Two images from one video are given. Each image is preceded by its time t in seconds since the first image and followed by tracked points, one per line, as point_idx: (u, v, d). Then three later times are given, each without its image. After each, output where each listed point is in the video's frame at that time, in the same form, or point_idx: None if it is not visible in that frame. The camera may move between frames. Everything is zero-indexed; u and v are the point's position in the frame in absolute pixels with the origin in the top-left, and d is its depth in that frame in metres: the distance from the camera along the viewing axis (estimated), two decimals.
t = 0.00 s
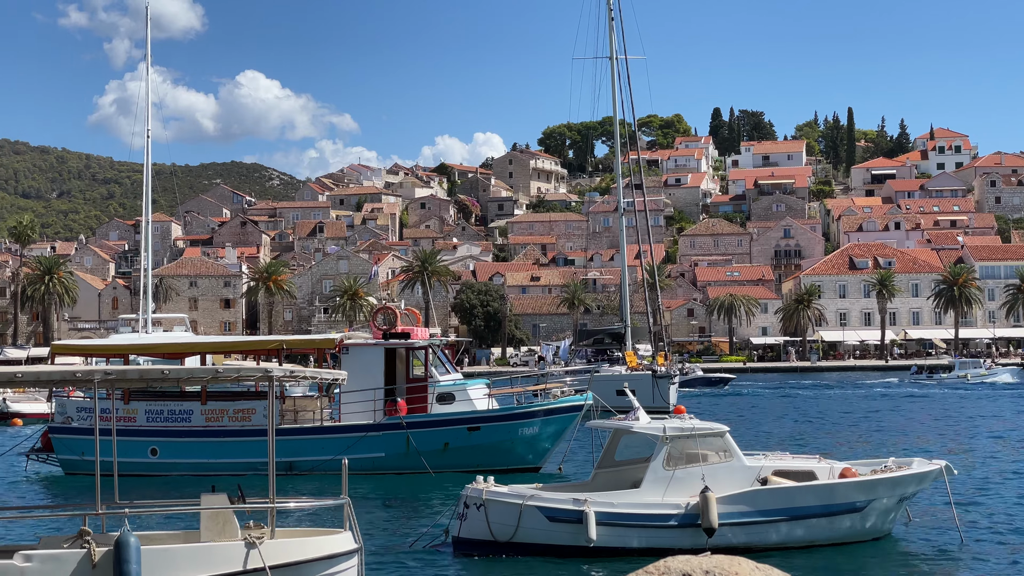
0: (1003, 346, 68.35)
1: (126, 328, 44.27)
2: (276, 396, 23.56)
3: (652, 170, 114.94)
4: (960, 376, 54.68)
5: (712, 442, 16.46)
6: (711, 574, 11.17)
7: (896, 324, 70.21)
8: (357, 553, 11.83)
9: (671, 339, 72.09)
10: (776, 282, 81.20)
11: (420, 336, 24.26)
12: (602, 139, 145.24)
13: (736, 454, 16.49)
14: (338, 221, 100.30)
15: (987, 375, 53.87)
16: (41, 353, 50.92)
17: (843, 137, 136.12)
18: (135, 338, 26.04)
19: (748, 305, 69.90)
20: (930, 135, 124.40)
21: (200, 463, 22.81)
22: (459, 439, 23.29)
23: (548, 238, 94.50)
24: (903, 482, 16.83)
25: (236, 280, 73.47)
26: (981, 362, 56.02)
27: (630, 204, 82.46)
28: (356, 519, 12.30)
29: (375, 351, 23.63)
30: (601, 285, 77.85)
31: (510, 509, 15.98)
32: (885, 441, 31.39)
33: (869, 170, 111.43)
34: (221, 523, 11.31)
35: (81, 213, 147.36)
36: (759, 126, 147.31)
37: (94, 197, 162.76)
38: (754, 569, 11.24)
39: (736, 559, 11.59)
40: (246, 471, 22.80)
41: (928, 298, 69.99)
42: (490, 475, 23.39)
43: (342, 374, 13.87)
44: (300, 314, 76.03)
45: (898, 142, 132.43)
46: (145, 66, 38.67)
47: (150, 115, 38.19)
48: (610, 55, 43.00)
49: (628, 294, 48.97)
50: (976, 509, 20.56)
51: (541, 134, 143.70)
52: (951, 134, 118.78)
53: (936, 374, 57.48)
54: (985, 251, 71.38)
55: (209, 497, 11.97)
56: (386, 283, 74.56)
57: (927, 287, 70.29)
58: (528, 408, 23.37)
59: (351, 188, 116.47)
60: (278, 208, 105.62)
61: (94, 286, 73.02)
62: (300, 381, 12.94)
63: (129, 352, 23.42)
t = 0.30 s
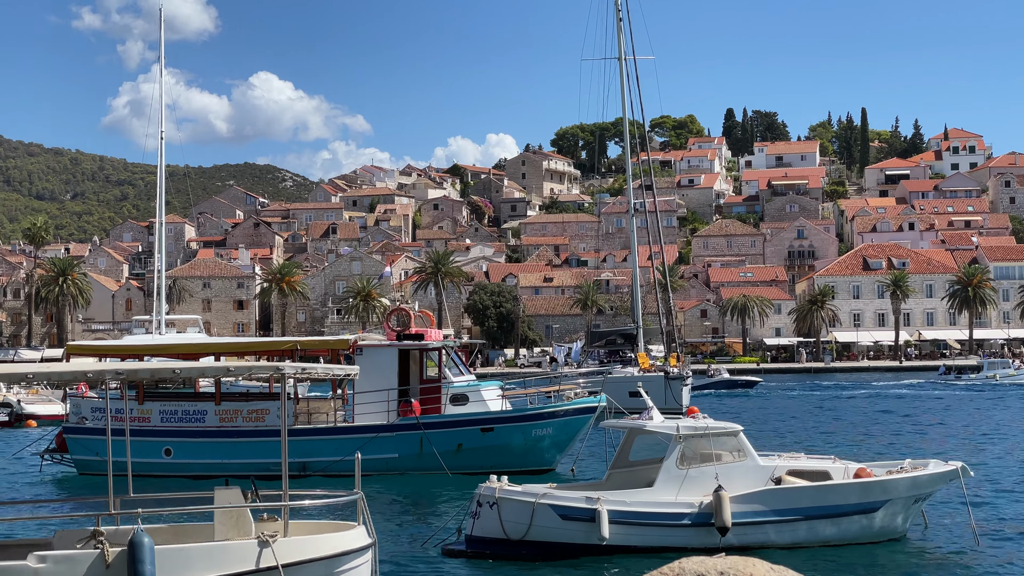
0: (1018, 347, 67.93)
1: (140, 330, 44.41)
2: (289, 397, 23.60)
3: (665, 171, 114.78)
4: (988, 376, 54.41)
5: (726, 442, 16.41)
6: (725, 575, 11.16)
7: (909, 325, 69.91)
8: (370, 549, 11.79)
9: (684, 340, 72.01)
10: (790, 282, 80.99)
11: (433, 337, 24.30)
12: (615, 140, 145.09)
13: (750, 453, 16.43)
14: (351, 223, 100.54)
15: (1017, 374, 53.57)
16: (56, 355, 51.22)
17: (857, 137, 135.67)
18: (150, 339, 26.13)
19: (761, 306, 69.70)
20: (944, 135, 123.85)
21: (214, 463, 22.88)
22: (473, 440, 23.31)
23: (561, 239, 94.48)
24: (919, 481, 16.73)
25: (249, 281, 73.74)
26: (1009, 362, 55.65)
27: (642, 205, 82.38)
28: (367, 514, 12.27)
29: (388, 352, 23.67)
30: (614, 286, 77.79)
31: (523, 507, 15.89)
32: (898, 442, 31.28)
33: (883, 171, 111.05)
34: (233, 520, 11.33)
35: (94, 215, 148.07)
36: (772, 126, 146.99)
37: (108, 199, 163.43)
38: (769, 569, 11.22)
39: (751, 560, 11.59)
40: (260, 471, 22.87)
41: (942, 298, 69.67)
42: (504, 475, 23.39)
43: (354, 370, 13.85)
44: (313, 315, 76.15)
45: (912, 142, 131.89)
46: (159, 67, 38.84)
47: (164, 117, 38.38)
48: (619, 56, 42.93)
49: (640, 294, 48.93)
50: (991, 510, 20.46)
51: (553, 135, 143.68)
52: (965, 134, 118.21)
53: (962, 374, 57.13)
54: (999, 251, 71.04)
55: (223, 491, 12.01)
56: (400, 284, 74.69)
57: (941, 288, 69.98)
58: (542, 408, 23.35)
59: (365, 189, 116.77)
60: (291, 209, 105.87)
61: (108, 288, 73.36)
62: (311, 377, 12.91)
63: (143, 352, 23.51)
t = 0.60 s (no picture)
0: None
1: (154, 331, 44.65)
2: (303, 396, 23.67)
3: (678, 171, 114.60)
4: None
5: (740, 440, 16.39)
6: None
7: (924, 325, 69.63)
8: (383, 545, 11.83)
9: (697, 340, 71.93)
10: (803, 282, 80.74)
11: (447, 337, 24.34)
12: (628, 139, 144.92)
13: (763, 452, 16.43)
14: (364, 223, 100.82)
15: None
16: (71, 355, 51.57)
17: (871, 137, 135.16)
18: (164, 340, 26.28)
19: (774, 306, 69.55)
20: (959, 134, 123.19)
21: (229, 462, 22.98)
22: (487, 439, 23.34)
23: (574, 239, 94.49)
24: (934, 479, 16.69)
25: (263, 281, 74.05)
26: None
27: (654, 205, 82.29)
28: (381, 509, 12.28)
29: (402, 352, 23.70)
30: (626, 287, 77.74)
31: (536, 506, 15.86)
32: (913, 441, 31.20)
33: (897, 170, 110.63)
34: (248, 518, 11.73)
35: (109, 216, 148.85)
36: (785, 126, 146.60)
37: (122, 200, 164.23)
38: (784, 570, 11.14)
39: (766, 561, 11.52)
40: (274, 470, 22.94)
41: (957, 298, 69.34)
42: (517, 474, 23.45)
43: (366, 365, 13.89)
44: (326, 315, 76.36)
45: (926, 142, 131.31)
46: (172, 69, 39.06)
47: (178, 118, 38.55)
48: (630, 56, 42.89)
49: (653, 294, 48.90)
50: (1007, 509, 20.33)
51: (566, 135, 143.70)
52: (979, 133, 117.58)
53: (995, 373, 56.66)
54: (1014, 251, 70.70)
55: (238, 487, 12.15)
56: (413, 285, 74.83)
57: (956, 288, 69.67)
58: (555, 407, 23.41)
59: (378, 190, 117.07)
60: (304, 210, 106.16)
61: (122, 288, 73.75)
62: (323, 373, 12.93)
63: (158, 352, 23.67)
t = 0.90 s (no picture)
0: None
1: (169, 330, 44.82)
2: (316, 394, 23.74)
3: (691, 170, 114.36)
4: None
5: (754, 439, 16.33)
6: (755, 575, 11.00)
7: (938, 324, 69.30)
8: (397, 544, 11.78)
9: (710, 339, 71.79)
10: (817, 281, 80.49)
11: (460, 335, 24.35)
12: (641, 138, 144.70)
13: (777, 451, 16.37)
14: (377, 222, 101.03)
15: None
16: (85, 354, 51.84)
17: (884, 135, 134.60)
18: (178, 339, 26.40)
19: (787, 305, 69.34)
20: (973, 133, 122.53)
21: (242, 461, 23.07)
22: (500, 436, 23.34)
23: (586, 238, 94.42)
24: (949, 475, 16.63)
25: (276, 281, 74.26)
26: None
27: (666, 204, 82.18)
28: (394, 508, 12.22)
29: (415, 350, 23.71)
30: (639, 286, 77.66)
31: (550, 508, 15.87)
32: (927, 440, 31.10)
33: (910, 169, 110.11)
34: (261, 519, 11.80)
35: (122, 215, 149.57)
36: (799, 124, 146.14)
37: (136, 199, 165.00)
38: (799, 570, 11.04)
39: (780, 560, 11.43)
40: (287, 468, 23.02)
41: (971, 297, 68.99)
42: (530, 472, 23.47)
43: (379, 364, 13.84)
44: (339, 315, 76.56)
45: (940, 141, 130.69)
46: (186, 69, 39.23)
47: (192, 118, 38.69)
48: (641, 55, 42.84)
49: (666, 293, 48.80)
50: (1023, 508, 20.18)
51: (579, 135, 143.64)
52: (994, 132, 116.93)
53: None
54: None
55: (250, 484, 12.15)
56: (425, 284, 74.93)
57: (970, 287, 69.32)
58: (567, 404, 23.41)
59: (390, 189, 117.30)
60: (317, 209, 106.41)
61: (136, 288, 74.12)
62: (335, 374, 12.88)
63: (172, 351, 23.77)
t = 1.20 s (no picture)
0: None
1: (183, 327, 44.94)
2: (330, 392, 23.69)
3: (704, 167, 114.00)
4: None
5: (769, 438, 16.18)
6: (770, 573, 10.96)
7: (952, 322, 68.88)
8: (410, 548, 11.68)
9: (724, 337, 71.56)
10: (831, 279, 80.08)
11: (472, 331, 24.28)
12: (654, 136, 144.34)
13: (793, 450, 16.22)
14: (390, 220, 101.13)
15: None
16: (100, 353, 52.01)
17: (898, 132, 133.89)
18: (191, 336, 26.35)
19: (801, 303, 69.03)
20: (988, 130, 121.72)
21: (256, 459, 23.06)
22: (513, 434, 23.27)
23: (600, 236, 94.22)
24: (965, 473, 16.49)
25: (289, 278, 74.41)
26: None
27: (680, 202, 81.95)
28: (408, 511, 12.14)
29: (426, 348, 23.66)
30: (653, 284, 77.44)
31: (565, 509, 15.77)
32: (943, 438, 30.88)
33: (925, 166, 109.50)
34: (274, 521, 11.72)
35: (136, 214, 150.11)
36: (813, 122, 145.53)
37: (150, 198, 165.62)
38: (814, 568, 11.00)
39: (795, 558, 11.39)
40: (301, 467, 23.01)
41: (986, 294, 68.56)
42: (544, 469, 23.40)
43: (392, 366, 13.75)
44: (353, 313, 76.62)
45: (955, 138, 129.91)
46: (200, 67, 39.27)
47: (204, 116, 38.72)
48: (655, 52, 42.67)
49: (679, 290, 48.64)
50: None
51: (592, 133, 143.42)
52: (1009, 129, 116.15)
53: None
54: None
55: (264, 488, 12.14)
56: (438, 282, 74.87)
57: (985, 284, 68.90)
58: (580, 401, 23.33)
59: (403, 187, 117.36)
60: (330, 207, 106.54)
61: (150, 286, 74.35)
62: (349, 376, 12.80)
63: (184, 349, 23.73)
